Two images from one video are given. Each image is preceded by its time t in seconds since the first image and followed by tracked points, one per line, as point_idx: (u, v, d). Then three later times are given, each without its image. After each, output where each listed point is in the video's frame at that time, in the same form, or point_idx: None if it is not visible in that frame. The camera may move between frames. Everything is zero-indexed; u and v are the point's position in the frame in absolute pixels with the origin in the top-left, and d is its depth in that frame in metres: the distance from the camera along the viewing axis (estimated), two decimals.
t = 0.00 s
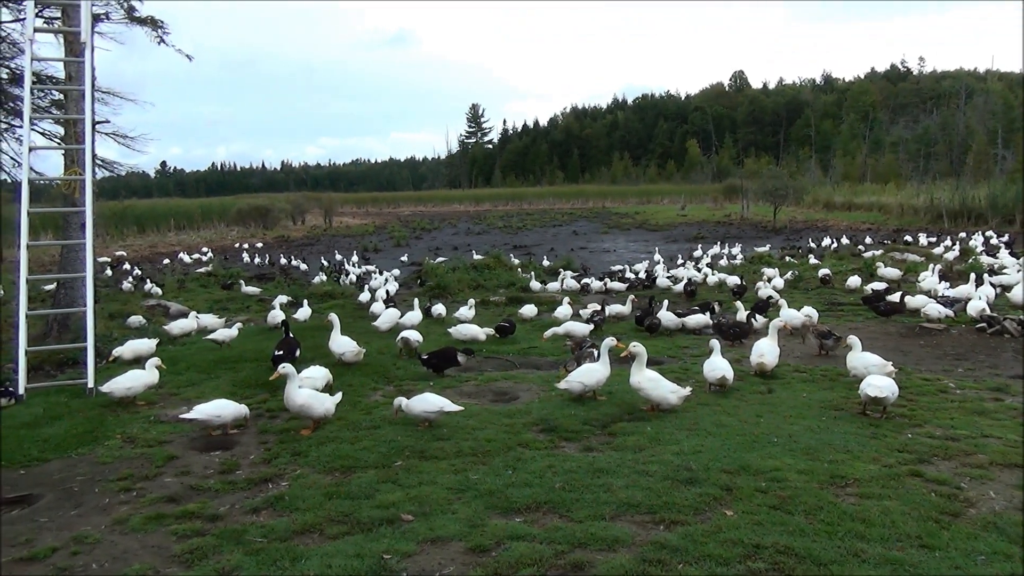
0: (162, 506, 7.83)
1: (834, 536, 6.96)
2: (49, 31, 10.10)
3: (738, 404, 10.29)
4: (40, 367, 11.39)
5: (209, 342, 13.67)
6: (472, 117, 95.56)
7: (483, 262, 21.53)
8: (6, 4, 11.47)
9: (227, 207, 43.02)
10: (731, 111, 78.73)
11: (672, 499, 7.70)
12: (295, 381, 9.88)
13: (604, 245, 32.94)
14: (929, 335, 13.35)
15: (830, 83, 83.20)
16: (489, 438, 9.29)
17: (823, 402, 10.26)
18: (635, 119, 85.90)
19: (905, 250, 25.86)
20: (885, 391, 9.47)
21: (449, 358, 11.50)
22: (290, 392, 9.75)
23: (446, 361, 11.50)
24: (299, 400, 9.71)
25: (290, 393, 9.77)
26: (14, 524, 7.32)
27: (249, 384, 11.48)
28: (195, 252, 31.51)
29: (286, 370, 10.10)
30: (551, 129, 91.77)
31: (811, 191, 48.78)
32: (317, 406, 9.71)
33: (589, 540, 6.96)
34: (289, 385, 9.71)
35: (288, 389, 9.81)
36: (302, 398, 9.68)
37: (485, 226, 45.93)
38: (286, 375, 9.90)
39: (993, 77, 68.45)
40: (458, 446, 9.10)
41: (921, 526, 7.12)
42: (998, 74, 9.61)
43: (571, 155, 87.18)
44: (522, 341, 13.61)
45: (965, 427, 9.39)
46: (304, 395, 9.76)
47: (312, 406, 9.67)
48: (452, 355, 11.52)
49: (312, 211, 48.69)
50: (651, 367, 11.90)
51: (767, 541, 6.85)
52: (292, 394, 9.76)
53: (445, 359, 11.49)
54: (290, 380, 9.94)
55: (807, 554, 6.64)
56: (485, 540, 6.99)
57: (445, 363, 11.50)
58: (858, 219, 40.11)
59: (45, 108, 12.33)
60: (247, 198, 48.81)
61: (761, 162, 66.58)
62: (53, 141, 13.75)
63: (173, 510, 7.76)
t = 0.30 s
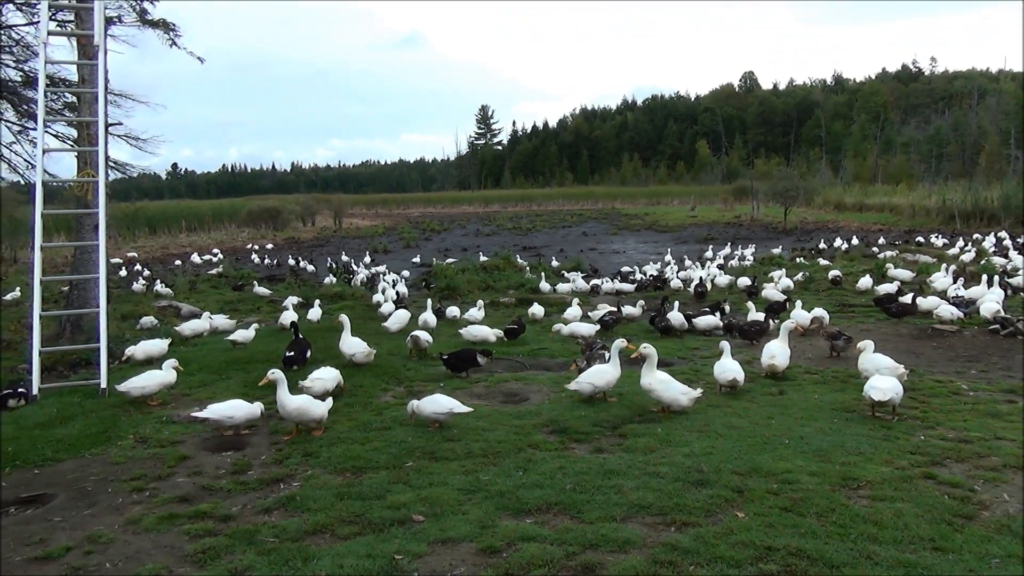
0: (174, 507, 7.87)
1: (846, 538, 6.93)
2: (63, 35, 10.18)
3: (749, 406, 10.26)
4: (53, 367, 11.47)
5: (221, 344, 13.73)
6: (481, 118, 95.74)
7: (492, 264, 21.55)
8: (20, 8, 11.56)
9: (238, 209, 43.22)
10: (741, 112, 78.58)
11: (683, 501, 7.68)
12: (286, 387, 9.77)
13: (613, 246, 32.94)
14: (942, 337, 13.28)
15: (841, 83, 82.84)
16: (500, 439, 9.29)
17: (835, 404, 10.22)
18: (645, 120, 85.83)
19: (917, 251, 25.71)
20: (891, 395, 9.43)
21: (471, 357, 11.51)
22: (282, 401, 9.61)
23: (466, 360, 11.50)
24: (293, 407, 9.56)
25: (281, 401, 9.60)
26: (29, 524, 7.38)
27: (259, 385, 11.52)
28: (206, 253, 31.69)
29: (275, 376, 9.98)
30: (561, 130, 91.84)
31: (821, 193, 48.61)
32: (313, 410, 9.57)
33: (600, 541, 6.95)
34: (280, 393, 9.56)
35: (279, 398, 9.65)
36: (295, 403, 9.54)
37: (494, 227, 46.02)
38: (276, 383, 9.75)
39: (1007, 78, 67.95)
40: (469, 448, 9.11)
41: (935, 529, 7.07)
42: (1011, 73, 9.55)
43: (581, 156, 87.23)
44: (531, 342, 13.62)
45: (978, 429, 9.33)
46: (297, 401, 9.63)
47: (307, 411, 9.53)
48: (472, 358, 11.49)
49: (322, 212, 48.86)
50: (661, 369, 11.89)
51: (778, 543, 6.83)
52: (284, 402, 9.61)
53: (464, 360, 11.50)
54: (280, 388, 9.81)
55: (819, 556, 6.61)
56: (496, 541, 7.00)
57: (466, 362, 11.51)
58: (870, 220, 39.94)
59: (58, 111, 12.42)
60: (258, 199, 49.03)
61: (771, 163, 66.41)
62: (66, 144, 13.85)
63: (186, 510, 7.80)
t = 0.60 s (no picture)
0: (189, 506, 7.91)
1: (861, 540, 6.89)
2: (76, 38, 10.22)
3: (762, 406, 10.22)
4: (68, 367, 11.55)
5: (234, 345, 13.79)
6: (491, 119, 95.83)
7: (503, 264, 21.55)
8: (33, 11, 11.65)
9: (249, 210, 43.41)
10: (752, 112, 78.36)
11: (697, 503, 7.65)
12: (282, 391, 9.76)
13: (624, 246, 32.90)
14: (957, 337, 13.18)
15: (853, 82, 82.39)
16: (512, 440, 9.29)
17: (848, 404, 10.17)
18: (656, 120, 85.69)
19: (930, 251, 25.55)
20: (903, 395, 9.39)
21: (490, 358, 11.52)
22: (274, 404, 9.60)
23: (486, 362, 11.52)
24: (285, 412, 9.55)
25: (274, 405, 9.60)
26: (44, 523, 7.43)
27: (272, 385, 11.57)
28: (218, 254, 31.83)
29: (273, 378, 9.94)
30: (571, 130, 91.84)
31: (833, 192, 48.40)
32: (304, 416, 9.51)
33: (613, 543, 6.93)
34: (273, 397, 9.55)
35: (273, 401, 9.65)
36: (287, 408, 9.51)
37: (505, 227, 46.07)
38: (270, 385, 9.73)
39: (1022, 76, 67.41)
40: (481, 448, 9.12)
41: (951, 531, 7.02)
42: None
43: (591, 156, 87.22)
44: (543, 343, 13.62)
45: (994, 430, 9.26)
46: (290, 406, 9.59)
47: (297, 417, 9.48)
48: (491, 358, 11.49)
49: (333, 212, 49.01)
50: (673, 369, 11.87)
51: (792, 545, 6.79)
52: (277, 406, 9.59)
53: (484, 361, 11.48)
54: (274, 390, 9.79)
55: (833, 558, 6.57)
56: (509, 541, 6.99)
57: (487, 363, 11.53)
58: (883, 219, 39.74)
59: (72, 113, 12.50)
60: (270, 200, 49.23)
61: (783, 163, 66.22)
62: (79, 145, 13.94)
63: (200, 510, 7.83)
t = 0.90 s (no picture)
0: (206, 507, 7.95)
1: (881, 545, 6.83)
2: (93, 42, 10.30)
3: (778, 409, 10.16)
4: (87, 368, 11.67)
5: (249, 346, 13.87)
6: (504, 120, 95.98)
7: (517, 265, 21.57)
8: (52, 15, 11.73)
9: (264, 211, 43.64)
10: (766, 112, 78.06)
11: (714, 506, 7.62)
12: (284, 393, 9.62)
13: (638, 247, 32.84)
14: (976, 339, 13.05)
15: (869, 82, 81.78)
16: (527, 442, 9.29)
17: (865, 407, 10.11)
18: (669, 120, 85.51)
19: (948, 252, 25.31)
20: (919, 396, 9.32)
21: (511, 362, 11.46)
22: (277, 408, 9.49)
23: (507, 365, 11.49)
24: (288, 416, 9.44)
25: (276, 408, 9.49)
26: (63, 523, 7.49)
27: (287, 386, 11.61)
28: (234, 256, 32.04)
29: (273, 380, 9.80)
30: (584, 131, 91.83)
31: (849, 193, 48.12)
32: (307, 420, 9.41)
33: (629, 546, 6.91)
34: (276, 401, 9.44)
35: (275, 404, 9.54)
36: (290, 412, 9.41)
37: (519, 229, 46.11)
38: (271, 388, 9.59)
39: None
40: (496, 450, 9.12)
41: (973, 537, 6.94)
42: None
43: (605, 157, 87.20)
44: (557, 344, 13.60)
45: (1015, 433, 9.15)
46: (293, 410, 9.50)
47: (301, 421, 9.39)
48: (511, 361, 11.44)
49: (347, 214, 49.22)
50: (689, 371, 11.83)
51: (811, 549, 6.74)
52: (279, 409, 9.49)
53: (504, 364, 11.43)
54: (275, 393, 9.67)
55: (853, 563, 6.52)
56: (525, 544, 6.98)
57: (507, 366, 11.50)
58: (900, 220, 39.46)
59: (90, 116, 12.60)
60: (285, 202, 49.47)
61: (798, 163, 65.96)
62: (97, 148, 14.06)
63: (217, 511, 7.87)
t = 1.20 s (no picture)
0: (230, 506, 8.01)
1: (908, 551, 6.74)
2: (121, 45, 10.44)
3: (802, 412, 10.07)
4: (113, 367, 11.83)
5: (272, 346, 13.99)
6: (524, 122, 96.06)
7: (538, 267, 21.58)
8: (80, 19, 11.91)
9: (287, 213, 44.03)
10: (789, 113, 77.44)
11: (738, 509, 7.56)
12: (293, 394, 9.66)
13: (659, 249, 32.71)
14: (1005, 342, 12.85)
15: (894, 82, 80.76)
16: (549, 443, 9.27)
17: (892, 410, 9.98)
18: (690, 121, 85.11)
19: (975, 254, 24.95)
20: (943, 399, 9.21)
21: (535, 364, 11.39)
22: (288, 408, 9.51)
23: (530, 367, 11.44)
24: (299, 415, 9.45)
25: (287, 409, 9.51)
26: (91, 520, 7.60)
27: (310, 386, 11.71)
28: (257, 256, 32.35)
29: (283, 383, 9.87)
30: (605, 132, 91.68)
31: (874, 194, 47.60)
32: (319, 419, 9.42)
33: (653, 549, 6.87)
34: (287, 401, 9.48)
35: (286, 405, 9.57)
36: (301, 411, 9.43)
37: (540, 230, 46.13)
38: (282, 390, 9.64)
39: None
40: (518, 451, 9.11)
41: (1003, 543, 6.83)
42: None
43: (625, 158, 86.99)
44: (579, 346, 13.58)
45: None
46: (304, 408, 9.51)
47: (312, 419, 9.40)
48: (534, 362, 11.39)
49: (369, 216, 49.49)
50: (712, 373, 11.75)
51: (837, 554, 6.67)
52: (290, 409, 9.50)
53: (527, 366, 11.40)
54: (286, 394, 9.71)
55: (880, 569, 6.44)
56: (547, 546, 6.97)
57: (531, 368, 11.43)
58: (926, 221, 38.95)
59: (117, 119, 12.77)
60: (308, 203, 49.83)
61: (821, 164, 65.36)
62: (124, 151, 14.26)
63: (241, 509, 7.94)
